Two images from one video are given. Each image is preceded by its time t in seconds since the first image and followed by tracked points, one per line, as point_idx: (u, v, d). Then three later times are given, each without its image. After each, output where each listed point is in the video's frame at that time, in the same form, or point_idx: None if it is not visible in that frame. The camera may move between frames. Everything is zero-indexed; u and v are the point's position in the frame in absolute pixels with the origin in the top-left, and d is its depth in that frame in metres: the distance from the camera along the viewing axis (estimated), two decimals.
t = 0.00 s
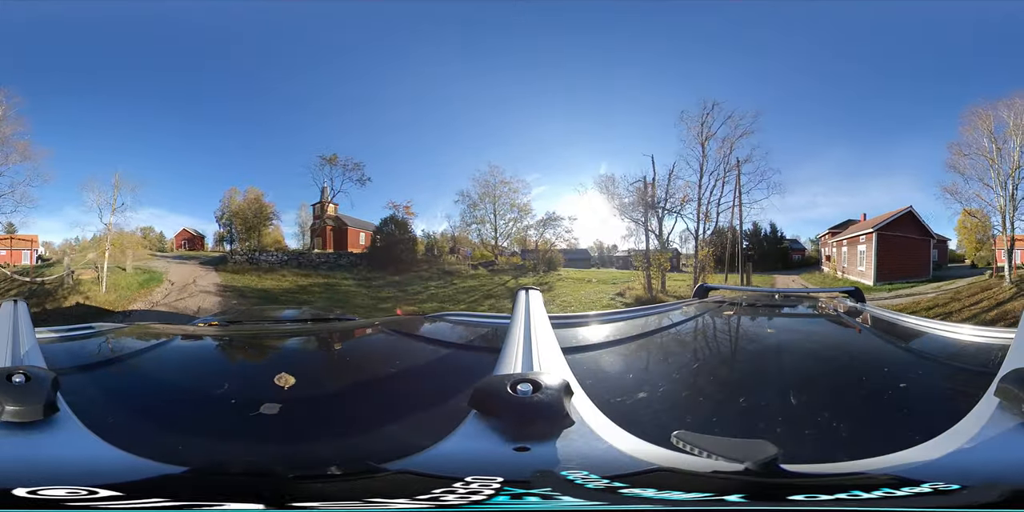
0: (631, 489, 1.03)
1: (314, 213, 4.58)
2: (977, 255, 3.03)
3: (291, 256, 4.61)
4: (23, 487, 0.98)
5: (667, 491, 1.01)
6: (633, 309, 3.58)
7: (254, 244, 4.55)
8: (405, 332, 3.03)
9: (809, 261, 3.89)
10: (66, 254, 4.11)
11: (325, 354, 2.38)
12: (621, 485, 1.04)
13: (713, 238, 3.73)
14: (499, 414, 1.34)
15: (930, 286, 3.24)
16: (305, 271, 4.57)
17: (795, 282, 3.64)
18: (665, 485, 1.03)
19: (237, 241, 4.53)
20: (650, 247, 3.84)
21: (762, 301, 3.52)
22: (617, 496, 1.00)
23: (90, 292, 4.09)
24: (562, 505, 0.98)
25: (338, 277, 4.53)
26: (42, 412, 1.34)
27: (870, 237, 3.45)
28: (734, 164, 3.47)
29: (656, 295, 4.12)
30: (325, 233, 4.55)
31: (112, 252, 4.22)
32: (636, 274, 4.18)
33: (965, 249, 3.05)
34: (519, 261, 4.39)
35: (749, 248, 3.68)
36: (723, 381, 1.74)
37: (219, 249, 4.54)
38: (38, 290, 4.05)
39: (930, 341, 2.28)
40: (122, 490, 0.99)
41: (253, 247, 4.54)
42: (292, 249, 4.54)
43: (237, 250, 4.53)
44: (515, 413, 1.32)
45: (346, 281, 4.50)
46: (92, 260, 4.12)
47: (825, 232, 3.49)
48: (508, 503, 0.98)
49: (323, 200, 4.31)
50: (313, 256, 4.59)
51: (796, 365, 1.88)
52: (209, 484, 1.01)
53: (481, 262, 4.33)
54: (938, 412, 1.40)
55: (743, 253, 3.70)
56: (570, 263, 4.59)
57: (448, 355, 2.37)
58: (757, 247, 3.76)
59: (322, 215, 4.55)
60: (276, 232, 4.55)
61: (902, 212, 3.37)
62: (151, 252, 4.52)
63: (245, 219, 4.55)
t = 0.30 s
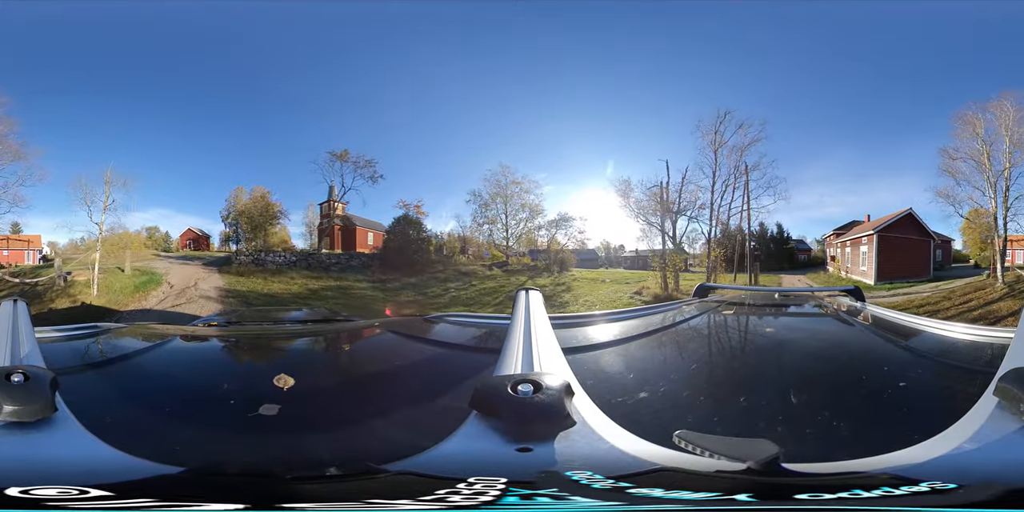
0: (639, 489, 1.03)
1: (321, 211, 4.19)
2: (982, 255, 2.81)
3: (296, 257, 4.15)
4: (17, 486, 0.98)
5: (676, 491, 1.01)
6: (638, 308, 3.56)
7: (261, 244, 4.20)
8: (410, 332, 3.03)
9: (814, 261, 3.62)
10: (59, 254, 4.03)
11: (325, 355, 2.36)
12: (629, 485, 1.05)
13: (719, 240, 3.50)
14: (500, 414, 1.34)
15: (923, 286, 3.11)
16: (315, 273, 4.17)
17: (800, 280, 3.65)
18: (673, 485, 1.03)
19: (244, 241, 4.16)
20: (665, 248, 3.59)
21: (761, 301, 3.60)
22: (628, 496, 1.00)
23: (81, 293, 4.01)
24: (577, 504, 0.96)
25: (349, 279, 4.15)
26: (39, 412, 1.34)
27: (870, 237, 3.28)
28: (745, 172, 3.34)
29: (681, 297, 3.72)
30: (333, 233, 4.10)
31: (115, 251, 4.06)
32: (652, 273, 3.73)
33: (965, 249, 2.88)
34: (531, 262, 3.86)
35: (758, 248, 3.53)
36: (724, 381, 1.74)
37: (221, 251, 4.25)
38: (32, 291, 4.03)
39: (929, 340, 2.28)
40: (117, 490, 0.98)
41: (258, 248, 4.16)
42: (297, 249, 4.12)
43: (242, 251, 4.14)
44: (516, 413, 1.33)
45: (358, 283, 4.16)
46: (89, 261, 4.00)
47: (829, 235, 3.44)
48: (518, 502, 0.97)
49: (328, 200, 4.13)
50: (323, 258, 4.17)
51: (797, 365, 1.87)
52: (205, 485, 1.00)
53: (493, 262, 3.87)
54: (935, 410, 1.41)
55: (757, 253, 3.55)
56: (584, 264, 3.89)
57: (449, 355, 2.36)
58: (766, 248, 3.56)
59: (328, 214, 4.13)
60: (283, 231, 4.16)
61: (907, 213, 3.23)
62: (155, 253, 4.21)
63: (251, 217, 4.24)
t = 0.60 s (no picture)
0: (641, 486, 1.03)
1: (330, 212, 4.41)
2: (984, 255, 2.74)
3: (307, 258, 4.31)
4: (19, 489, 0.98)
5: (672, 487, 1.01)
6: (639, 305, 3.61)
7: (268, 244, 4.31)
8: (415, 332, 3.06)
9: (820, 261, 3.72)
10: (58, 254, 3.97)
11: (325, 355, 2.37)
12: (630, 482, 1.04)
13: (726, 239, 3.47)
14: (501, 412, 1.34)
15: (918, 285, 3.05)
16: (330, 275, 4.39)
17: (806, 279, 3.64)
18: (669, 484, 1.03)
19: (252, 242, 4.27)
20: (678, 249, 3.58)
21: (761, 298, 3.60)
22: (631, 494, 1.00)
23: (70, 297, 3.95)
24: (592, 504, 0.97)
25: (366, 282, 4.34)
26: (37, 414, 1.33)
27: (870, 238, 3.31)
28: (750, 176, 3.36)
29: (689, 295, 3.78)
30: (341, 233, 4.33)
31: (118, 252, 4.08)
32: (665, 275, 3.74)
33: (970, 249, 2.76)
34: (544, 263, 4.15)
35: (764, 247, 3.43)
36: (723, 378, 1.74)
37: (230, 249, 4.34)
38: (25, 292, 4.02)
39: (926, 338, 2.29)
40: (118, 492, 0.98)
41: (267, 248, 4.28)
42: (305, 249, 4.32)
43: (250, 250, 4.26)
44: (516, 411, 1.32)
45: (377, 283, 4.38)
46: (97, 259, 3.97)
47: (834, 235, 3.51)
48: (538, 503, 0.98)
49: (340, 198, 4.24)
50: (334, 259, 4.41)
51: (796, 362, 1.88)
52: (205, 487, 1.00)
53: (501, 264, 4.19)
54: (934, 411, 1.41)
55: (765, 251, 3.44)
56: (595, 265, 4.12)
57: (449, 354, 2.36)
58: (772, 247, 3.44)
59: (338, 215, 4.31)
60: (291, 232, 4.33)
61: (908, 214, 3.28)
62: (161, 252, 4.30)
63: (260, 221, 4.33)
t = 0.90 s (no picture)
0: (640, 488, 1.03)
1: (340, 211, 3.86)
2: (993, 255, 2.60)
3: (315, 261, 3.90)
4: (20, 487, 0.98)
5: (673, 490, 1.01)
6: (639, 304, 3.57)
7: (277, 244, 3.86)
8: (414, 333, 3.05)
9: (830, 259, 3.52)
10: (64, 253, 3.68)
11: (323, 355, 2.36)
12: (629, 484, 1.05)
13: (734, 238, 3.15)
14: (498, 413, 1.34)
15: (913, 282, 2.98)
16: (343, 277, 3.94)
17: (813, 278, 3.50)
18: (674, 485, 1.03)
19: (259, 242, 3.85)
20: (692, 248, 3.25)
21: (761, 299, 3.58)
22: (630, 495, 1.01)
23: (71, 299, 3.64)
24: (581, 505, 0.97)
25: (382, 284, 3.83)
26: (37, 412, 1.34)
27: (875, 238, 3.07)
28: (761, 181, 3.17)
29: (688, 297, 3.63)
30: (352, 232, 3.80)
31: (123, 252, 3.84)
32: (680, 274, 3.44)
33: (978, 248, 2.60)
34: (556, 263, 3.52)
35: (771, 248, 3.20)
36: (723, 380, 1.73)
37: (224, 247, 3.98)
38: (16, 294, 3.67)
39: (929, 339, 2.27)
40: (116, 491, 0.98)
41: (276, 249, 3.86)
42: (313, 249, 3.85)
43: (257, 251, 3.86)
44: (514, 412, 1.32)
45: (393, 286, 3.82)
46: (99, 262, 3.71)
47: (840, 235, 3.24)
48: (525, 503, 0.98)
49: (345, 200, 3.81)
50: (347, 260, 3.92)
51: (796, 364, 1.87)
52: (202, 485, 1.00)
53: (513, 264, 3.53)
54: (933, 410, 1.41)
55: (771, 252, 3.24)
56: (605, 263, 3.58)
57: (448, 355, 2.36)
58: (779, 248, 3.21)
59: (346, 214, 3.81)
60: (301, 231, 3.85)
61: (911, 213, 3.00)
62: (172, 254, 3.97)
63: (269, 221, 3.90)
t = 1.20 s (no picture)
0: (641, 489, 1.01)
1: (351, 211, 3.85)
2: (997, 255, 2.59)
3: (326, 264, 3.86)
4: (16, 485, 0.98)
5: (678, 491, 0.99)
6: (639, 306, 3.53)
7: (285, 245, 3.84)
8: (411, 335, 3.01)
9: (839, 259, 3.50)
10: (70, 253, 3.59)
11: (323, 355, 2.36)
12: (629, 485, 1.04)
13: (745, 239, 3.09)
14: (497, 414, 1.34)
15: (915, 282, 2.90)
16: (360, 279, 3.91)
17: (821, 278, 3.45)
18: (677, 486, 1.01)
19: (267, 242, 3.83)
20: (705, 248, 3.18)
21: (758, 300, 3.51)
22: (632, 496, 0.99)
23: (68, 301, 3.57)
24: (575, 505, 0.96)
25: (404, 287, 3.79)
26: (37, 411, 1.35)
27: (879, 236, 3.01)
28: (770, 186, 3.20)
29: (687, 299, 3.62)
30: (361, 233, 3.80)
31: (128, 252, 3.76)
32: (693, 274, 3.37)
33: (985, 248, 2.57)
34: (571, 263, 3.47)
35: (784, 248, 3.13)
36: (723, 381, 1.73)
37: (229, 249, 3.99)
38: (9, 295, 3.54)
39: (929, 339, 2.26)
40: (112, 490, 0.98)
41: (287, 248, 3.82)
42: (320, 249, 3.81)
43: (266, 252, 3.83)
44: (512, 412, 1.32)
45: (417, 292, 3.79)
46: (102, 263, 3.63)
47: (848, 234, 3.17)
48: (517, 504, 0.96)
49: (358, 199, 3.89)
50: (362, 260, 3.89)
51: (796, 364, 1.86)
52: (197, 485, 1.00)
53: (530, 265, 3.53)
54: (934, 410, 1.40)
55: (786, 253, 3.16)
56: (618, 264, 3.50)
57: (447, 356, 2.35)
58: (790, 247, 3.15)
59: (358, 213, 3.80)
60: (311, 231, 3.84)
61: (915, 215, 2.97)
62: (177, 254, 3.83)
63: (278, 220, 3.88)
